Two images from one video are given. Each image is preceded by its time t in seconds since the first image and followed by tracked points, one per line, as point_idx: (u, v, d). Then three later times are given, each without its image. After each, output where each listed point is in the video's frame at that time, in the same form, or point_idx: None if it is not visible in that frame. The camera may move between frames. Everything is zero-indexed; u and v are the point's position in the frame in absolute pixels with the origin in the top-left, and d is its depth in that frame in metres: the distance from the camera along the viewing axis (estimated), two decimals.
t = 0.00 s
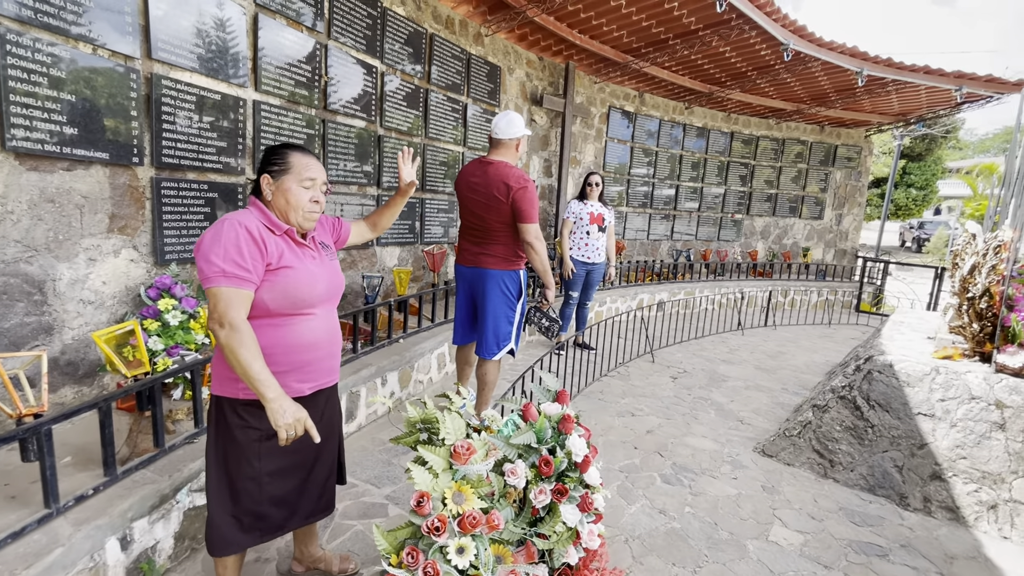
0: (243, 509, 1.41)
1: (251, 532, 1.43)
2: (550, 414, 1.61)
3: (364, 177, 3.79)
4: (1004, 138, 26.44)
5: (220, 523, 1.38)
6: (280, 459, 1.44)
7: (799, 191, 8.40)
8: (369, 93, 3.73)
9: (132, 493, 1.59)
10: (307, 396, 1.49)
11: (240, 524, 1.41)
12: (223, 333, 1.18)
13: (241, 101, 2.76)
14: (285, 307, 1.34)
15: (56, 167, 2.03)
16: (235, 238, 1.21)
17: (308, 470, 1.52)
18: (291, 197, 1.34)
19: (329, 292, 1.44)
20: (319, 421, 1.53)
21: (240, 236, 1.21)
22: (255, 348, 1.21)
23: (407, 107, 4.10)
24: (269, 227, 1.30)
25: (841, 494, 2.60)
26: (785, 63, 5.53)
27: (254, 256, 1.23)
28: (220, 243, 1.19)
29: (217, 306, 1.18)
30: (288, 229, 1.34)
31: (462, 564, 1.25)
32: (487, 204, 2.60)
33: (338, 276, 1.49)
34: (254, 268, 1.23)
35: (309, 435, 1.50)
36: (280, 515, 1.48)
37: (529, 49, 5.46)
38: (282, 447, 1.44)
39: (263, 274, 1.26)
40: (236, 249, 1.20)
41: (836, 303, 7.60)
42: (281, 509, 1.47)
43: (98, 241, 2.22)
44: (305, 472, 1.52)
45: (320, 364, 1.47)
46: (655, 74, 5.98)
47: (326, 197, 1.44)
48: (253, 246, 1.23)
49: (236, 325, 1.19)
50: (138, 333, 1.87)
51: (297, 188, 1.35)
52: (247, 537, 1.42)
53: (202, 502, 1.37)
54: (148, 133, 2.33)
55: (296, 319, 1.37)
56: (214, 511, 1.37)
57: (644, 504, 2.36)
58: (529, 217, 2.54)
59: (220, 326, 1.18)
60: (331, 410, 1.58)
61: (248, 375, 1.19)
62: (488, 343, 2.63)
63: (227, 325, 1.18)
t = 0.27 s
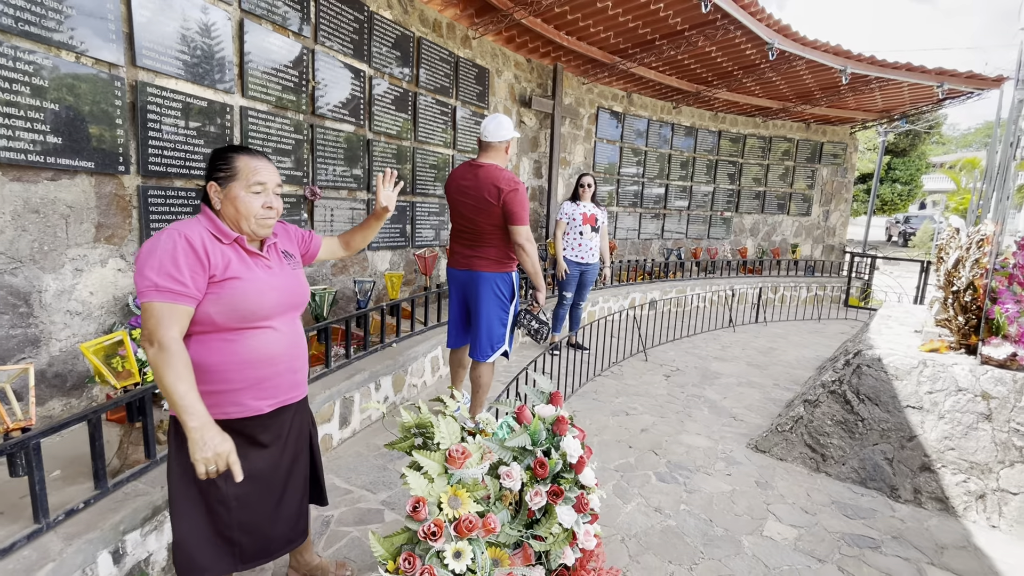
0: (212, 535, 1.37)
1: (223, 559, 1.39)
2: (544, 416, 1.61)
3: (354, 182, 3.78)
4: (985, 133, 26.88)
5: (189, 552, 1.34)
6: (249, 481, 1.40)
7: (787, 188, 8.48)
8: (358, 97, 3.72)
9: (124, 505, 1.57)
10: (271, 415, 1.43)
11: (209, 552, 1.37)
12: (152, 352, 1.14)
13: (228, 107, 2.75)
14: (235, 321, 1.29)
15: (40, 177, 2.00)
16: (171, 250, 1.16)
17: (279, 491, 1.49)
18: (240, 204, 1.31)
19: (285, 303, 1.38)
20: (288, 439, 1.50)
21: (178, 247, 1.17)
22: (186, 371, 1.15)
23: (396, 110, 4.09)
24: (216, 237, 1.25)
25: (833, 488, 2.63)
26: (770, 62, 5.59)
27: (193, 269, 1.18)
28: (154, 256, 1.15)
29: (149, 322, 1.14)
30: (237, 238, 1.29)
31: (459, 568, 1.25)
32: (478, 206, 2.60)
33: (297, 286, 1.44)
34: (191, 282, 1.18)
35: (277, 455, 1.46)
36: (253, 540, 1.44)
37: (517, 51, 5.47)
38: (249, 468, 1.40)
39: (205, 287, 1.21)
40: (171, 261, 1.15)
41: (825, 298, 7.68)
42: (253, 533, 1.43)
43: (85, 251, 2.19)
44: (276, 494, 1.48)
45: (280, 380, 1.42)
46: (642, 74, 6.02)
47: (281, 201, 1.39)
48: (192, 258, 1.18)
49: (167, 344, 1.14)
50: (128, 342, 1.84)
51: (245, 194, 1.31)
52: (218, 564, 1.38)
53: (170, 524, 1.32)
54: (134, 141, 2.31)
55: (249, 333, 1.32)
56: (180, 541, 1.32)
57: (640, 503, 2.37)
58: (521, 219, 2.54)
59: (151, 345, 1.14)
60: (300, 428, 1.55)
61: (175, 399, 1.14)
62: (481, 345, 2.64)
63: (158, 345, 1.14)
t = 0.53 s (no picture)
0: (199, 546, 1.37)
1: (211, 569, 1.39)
2: (539, 415, 1.63)
3: (347, 185, 3.78)
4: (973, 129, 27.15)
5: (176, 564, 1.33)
6: (234, 489, 1.41)
7: (778, 186, 8.54)
8: (350, 100, 3.72)
9: (119, 512, 1.57)
10: (255, 421, 1.44)
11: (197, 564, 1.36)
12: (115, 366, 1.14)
13: (219, 111, 2.75)
14: (211, 328, 1.28)
15: (31, 184, 1.99)
16: (136, 260, 1.15)
17: (264, 499, 1.49)
18: (209, 210, 1.31)
19: (261, 309, 1.38)
20: (272, 447, 1.51)
21: (144, 256, 1.16)
22: (145, 386, 1.15)
23: (389, 113, 4.10)
24: (186, 244, 1.25)
25: (827, 482, 2.65)
26: (760, 61, 5.63)
27: (160, 278, 1.17)
28: (117, 267, 1.14)
29: (115, 334, 1.14)
30: (209, 244, 1.29)
31: (456, 567, 1.26)
32: (472, 208, 2.61)
33: (273, 290, 1.43)
34: (159, 291, 1.17)
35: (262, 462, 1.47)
36: (240, 549, 1.44)
37: (509, 53, 5.49)
38: (234, 477, 1.41)
39: (176, 295, 1.21)
40: (137, 271, 1.15)
41: (818, 295, 7.73)
42: (240, 542, 1.44)
43: (77, 258, 2.18)
44: (262, 502, 1.49)
45: (260, 386, 1.42)
46: (634, 74, 6.05)
47: (251, 205, 1.39)
48: (159, 267, 1.17)
49: (129, 358, 1.14)
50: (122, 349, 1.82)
51: (213, 200, 1.31)
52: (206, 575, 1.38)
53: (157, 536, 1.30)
54: (125, 147, 2.31)
55: (226, 340, 1.31)
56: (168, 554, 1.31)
57: (636, 500, 2.39)
58: (514, 221, 2.56)
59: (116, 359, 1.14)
60: (284, 435, 1.56)
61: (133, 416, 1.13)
62: (477, 347, 2.65)
63: (122, 358, 1.13)
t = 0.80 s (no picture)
0: (205, 540, 1.38)
1: (217, 562, 1.40)
2: (538, 411, 1.64)
3: (345, 185, 3.78)
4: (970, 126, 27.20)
5: (183, 558, 1.34)
6: (239, 484, 1.41)
7: (776, 183, 8.55)
8: (347, 101, 3.73)
9: (120, 512, 1.57)
10: (260, 415, 1.45)
11: (203, 558, 1.38)
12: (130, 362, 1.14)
13: (216, 113, 2.75)
14: (215, 323, 1.29)
15: (28, 186, 1.99)
16: (141, 257, 1.16)
17: (269, 493, 1.50)
18: (205, 208, 1.31)
19: (264, 304, 1.39)
20: (275, 440, 1.51)
21: (149, 253, 1.17)
22: (164, 376, 1.16)
23: (386, 114, 4.10)
24: (188, 241, 1.26)
25: (826, 477, 2.66)
26: (756, 58, 5.64)
27: (166, 275, 1.18)
28: (123, 264, 1.15)
29: (124, 330, 1.15)
30: (210, 241, 1.30)
31: (455, 562, 1.27)
32: (470, 207, 2.62)
33: (274, 286, 1.44)
34: (165, 287, 1.18)
35: (266, 456, 1.47)
36: (246, 542, 1.45)
37: (505, 53, 5.50)
38: (239, 472, 1.41)
39: (181, 291, 1.22)
40: (143, 267, 1.16)
41: (816, 292, 7.74)
42: (245, 535, 1.45)
43: (75, 260, 2.19)
44: (266, 495, 1.49)
45: (265, 381, 1.43)
46: (630, 73, 6.06)
47: (246, 200, 1.40)
48: (165, 263, 1.18)
49: (144, 352, 1.14)
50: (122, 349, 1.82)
51: (209, 198, 1.32)
52: (213, 568, 1.39)
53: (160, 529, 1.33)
54: (122, 149, 2.31)
55: (230, 336, 1.32)
56: (174, 546, 1.32)
57: (636, 497, 2.39)
58: (512, 219, 2.56)
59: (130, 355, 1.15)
60: (287, 428, 1.56)
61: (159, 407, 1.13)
62: (476, 345, 2.65)
63: (136, 353, 1.14)
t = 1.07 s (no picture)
0: (223, 528, 1.41)
1: (234, 549, 1.44)
2: (541, 408, 1.65)
3: (349, 186, 3.80)
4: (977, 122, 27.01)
5: (201, 545, 1.38)
6: (255, 474, 1.44)
7: (780, 181, 8.53)
8: (350, 101, 3.75)
9: (129, 510, 1.60)
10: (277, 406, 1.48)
11: (221, 545, 1.41)
12: (170, 349, 1.16)
13: (221, 114, 2.78)
14: (239, 316, 1.32)
15: (38, 188, 2.02)
16: (175, 250, 1.19)
17: (283, 483, 1.53)
18: (229, 206, 1.34)
19: (285, 299, 1.42)
20: (290, 432, 1.53)
21: (181, 246, 1.20)
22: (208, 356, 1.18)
23: (389, 114, 4.12)
24: (214, 237, 1.29)
25: (830, 475, 2.66)
26: (759, 56, 5.63)
27: (197, 267, 1.21)
28: (158, 257, 1.17)
29: (159, 319, 1.16)
30: (235, 238, 1.33)
31: (460, 557, 1.28)
32: (473, 207, 2.63)
33: (292, 283, 1.48)
34: (198, 279, 1.21)
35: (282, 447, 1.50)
36: (262, 530, 1.49)
37: (508, 53, 5.51)
38: (256, 462, 1.43)
39: (210, 283, 1.25)
40: (177, 260, 1.18)
41: (821, 290, 7.72)
42: (261, 524, 1.48)
43: (84, 260, 2.21)
44: (282, 485, 1.52)
45: (284, 373, 1.46)
46: (633, 72, 6.06)
47: (265, 201, 1.44)
48: (196, 256, 1.21)
49: (183, 337, 1.16)
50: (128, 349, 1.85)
51: (232, 198, 1.34)
52: (230, 555, 1.43)
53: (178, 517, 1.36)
54: (129, 151, 2.34)
55: (253, 328, 1.35)
56: (192, 533, 1.36)
57: (640, 495, 2.40)
58: (514, 219, 2.57)
59: (169, 342, 1.16)
60: (301, 419, 1.58)
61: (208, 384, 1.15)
62: (480, 344, 2.67)
63: (175, 340, 1.16)
